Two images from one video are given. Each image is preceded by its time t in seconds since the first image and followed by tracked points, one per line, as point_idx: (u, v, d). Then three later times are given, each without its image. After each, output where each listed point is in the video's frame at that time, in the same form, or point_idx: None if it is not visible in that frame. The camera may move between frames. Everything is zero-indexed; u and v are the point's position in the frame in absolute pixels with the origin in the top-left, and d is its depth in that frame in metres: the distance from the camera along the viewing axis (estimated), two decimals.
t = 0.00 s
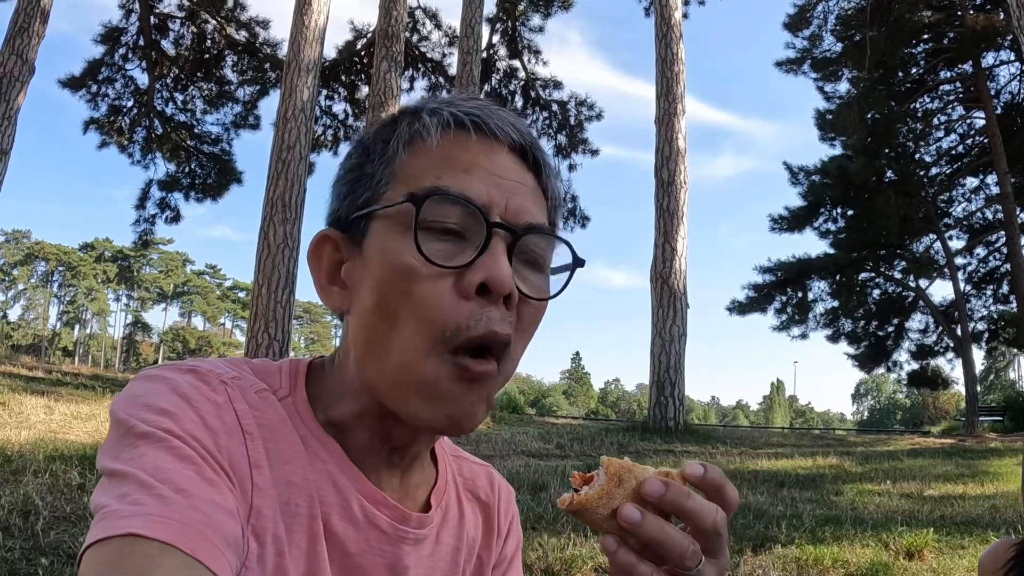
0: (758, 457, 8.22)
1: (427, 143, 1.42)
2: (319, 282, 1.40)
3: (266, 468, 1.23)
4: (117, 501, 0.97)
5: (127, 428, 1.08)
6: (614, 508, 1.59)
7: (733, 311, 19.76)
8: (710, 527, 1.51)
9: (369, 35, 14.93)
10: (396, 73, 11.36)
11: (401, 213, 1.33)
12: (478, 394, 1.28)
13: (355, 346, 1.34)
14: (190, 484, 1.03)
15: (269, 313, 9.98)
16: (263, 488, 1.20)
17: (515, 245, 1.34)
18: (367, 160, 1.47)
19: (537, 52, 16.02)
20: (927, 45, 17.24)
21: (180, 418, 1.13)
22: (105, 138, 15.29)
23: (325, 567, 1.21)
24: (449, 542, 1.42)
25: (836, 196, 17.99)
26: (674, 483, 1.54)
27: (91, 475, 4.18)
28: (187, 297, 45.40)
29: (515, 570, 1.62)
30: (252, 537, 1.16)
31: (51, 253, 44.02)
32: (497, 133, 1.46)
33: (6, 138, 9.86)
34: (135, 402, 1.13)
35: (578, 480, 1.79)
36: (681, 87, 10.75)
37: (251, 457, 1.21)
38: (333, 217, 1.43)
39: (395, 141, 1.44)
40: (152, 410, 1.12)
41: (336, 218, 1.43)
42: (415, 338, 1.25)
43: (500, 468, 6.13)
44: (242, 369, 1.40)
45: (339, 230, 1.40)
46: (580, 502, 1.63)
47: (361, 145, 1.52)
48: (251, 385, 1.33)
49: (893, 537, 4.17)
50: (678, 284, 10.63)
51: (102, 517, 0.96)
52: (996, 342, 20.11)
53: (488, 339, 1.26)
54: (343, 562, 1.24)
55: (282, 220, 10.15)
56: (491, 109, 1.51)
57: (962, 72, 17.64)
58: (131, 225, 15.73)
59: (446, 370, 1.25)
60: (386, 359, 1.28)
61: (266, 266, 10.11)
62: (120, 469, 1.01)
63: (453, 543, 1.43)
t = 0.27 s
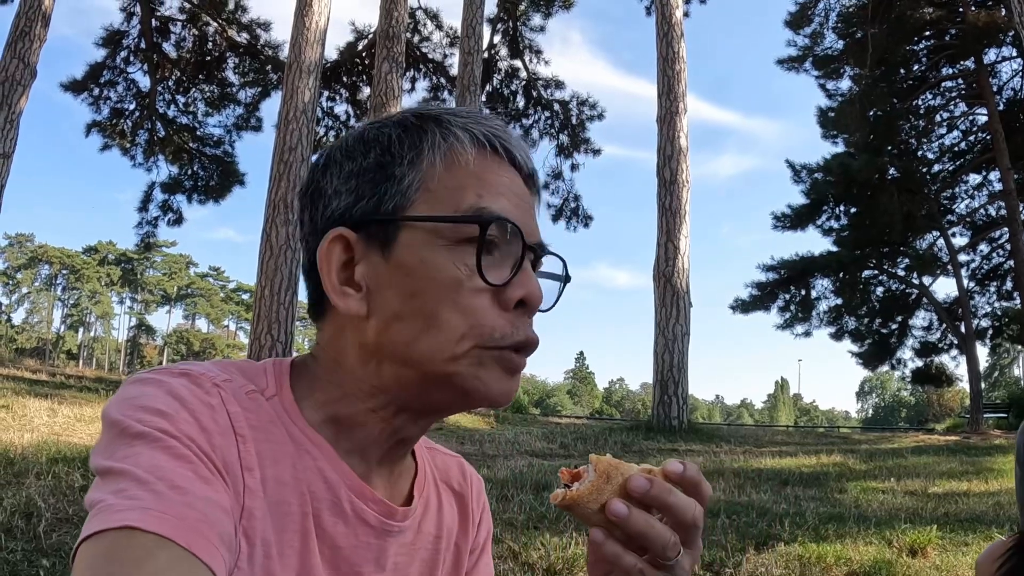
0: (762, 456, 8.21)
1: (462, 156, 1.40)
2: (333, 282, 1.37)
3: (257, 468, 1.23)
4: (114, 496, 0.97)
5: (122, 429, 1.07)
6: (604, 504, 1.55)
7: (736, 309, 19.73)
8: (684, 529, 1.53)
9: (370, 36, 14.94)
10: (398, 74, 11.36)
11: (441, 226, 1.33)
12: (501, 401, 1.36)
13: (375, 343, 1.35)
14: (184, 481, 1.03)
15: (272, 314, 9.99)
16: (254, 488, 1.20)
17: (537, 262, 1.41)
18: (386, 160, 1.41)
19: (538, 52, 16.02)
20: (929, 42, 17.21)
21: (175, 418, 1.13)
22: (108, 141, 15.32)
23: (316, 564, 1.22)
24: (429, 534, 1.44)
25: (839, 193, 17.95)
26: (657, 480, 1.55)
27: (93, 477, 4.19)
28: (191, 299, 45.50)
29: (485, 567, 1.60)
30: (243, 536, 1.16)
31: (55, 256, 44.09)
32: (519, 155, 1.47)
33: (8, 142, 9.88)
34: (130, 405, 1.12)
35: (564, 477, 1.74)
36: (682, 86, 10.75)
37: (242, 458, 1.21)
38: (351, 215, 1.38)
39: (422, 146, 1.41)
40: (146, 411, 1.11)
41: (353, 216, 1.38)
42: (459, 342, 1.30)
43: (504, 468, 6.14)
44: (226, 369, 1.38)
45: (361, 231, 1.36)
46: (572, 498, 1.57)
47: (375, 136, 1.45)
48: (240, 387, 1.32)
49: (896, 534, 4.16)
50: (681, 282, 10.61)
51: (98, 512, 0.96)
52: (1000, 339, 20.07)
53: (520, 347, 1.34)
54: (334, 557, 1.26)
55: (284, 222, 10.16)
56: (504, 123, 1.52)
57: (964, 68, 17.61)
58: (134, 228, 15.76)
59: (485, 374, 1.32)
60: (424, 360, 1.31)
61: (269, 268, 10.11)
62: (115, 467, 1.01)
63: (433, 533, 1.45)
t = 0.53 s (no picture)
0: (766, 453, 8.20)
1: (466, 176, 1.46)
2: (342, 284, 1.35)
3: (250, 468, 1.22)
4: (116, 499, 0.97)
5: (121, 433, 1.07)
6: (589, 501, 1.55)
7: (740, 306, 19.69)
8: (660, 525, 1.54)
9: (371, 35, 14.95)
10: (399, 73, 11.36)
11: (451, 235, 1.39)
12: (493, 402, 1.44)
13: (381, 344, 1.37)
14: (186, 484, 1.04)
15: (275, 314, 10.00)
16: (248, 489, 1.20)
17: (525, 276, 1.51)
18: (394, 169, 1.43)
19: (540, 50, 16.01)
20: (931, 36, 17.16)
21: (173, 422, 1.13)
22: (110, 142, 15.35)
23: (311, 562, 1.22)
24: (414, 530, 1.44)
25: (842, 189, 17.91)
26: (638, 479, 1.56)
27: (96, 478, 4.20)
28: (195, 300, 45.60)
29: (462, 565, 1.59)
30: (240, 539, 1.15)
31: (59, 258, 44.19)
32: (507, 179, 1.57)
33: (11, 144, 9.89)
34: (126, 410, 1.12)
35: (552, 475, 1.74)
36: (684, 83, 10.73)
37: (236, 462, 1.20)
38: (361, 221, 1.38)
39: (431, 161, 1.44)
40: (143, 414, 1.11)
41: (364, 222, 1.38)
42: (465, 344, 1.36)
43: (508, 466, 6.15)
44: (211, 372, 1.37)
45: (374, 237, 1.37)
46: (558, 494, 1.57)
47: (381, 148, 1.45)
48: (230, 390, 1.31)
49: (900, 531, 4.15)
50: (685, 280, 10.61)
51: (100, 513, 0.96)
52: (1004, 334, 20.01)
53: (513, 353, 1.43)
54: (329, 552, 1.26)
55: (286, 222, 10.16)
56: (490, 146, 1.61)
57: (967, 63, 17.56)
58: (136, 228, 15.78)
59: (486, 375, 1.39)
60: (431, 363, 1.36)
61: (271, 268, 10.11)
62: (114, 470, 1.01)
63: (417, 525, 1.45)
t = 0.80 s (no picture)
0: (771, 452, 8.18)
1: (448, 200, 1.50)
2: (332, 292, 1.34)
3: (231, 477, 1.22)
4: (100, 508, 0.97)
5: (105, 442, 1.07)
6: (550, 506, 1.54)
7: (744, 305, 19.65)
8: (619, 531, 1.55)
9: (373, 36, 14.96)
10: (401, 74, 11.36)
11: (437, 252, 1.41)
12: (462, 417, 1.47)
13: (367, 355, 1.36)
14: (170, 495, 1.04)
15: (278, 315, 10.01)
16: (229, 500, 1.19)
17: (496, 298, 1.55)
18: (383, 184, 1.43)
19: (542, 50, 16.02)
20: (934, 33, 17.10)
21: (157, 431, 1.13)
22: (113, 145, 15.39)
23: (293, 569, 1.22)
24: (385, 537, 1.43)
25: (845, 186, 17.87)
26: (598, 485, 1.56)
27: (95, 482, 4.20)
28: (199, 301, 45.71)
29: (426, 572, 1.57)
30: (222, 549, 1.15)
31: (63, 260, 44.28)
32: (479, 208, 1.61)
33: (13, 147, 9.91)
34: (110, 419, 1.12)
35: (511, 482, 1.72)
36: (685, 82, 10.72)
37: (216, 472, 1.20)
38: (351, 234, 1.37)
39: (418, 183, 1.46)
40: (127, 424, 1.11)
41: (355, 235, 1.37)
42: (448, 356, 1.38)
43: (511, 467, 6.15)
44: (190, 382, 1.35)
45: (365, 249, 1.37)
46: (520, 501, 1.56)
47: (371, 167, 1.46)
48: (211, 399, 1.30)
49: (904, 532, 4.14)
50: (688, 279, 10.60)
51: (85, 523, 0.96)
52: (1009, 331, 19.95)
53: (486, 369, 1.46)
54: (310, 559, 1.25)
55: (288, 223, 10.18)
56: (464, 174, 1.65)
57: (970, 59, 17.51)
58: (139, 231, 15.82)
59: (463, 388, 1.42)
60: (414, 376, 1.37)
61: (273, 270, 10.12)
62: (97, 479, 1.01)
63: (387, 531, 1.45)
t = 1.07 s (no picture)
0: (776, 452, 8.16)
1: (434, 217, 1.48)
2: (316, 312, 1.34)
3: (227, 495, 1.21)
4: (95, 524, 0.97)
5: (101, 457, 1.07)
6: (534, 535, 1.53)
7: (747, 304, 19.61)
8: (604, 559, 1.53)
9: (374, 37, 14.97)
10: (402, 75, 11.36)
11: (421, 268, 1.40)
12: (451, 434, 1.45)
13: (354, 371, 1.36)
14: (165, 513, 1.04)
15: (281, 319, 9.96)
16: (223, 517, 1.18)
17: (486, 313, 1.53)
18: (367, 202, 1.43)
19: (543, 50, 16.02)
20: (935, 30, 16.99)
21: (154, 446, 1.13)
22: (114, 149, 15.42)
23: None
24: (378, 553, 1.42)
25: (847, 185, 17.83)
26: (584, 513, 1.56)
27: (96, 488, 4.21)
28: (202, 304, 45.75)
29: None
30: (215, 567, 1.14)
31: (66, 264, 44.35)
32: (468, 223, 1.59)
33: (14, 152, 9.92)
34: (109, 433, 1.12)
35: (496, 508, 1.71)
36: (687, 81, 10.70)
37: (212, 490, 1.20)
38: (335, 252, 1.36)
39: (402, 200, 1.45)
40: (125, 438, 1.11)
41: (338, 254, 1.37)
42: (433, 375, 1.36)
43: (515, 469, 6.14)
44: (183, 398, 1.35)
45: (347, 268, 1.36)
46: (503, 529, 1.54)
47: (355, 186, 1.45)
48: (205, 415, 1.29)
49: (911, 534, 4.12)
50: (691, 279, 10.58)
51: (80, 537, 0.96)
52: (1013, 328, 19.89)
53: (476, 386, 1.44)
54: None
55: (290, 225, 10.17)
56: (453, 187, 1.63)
57: (971, 56, 17.47)
58: (141, 234, 15.84)
59: (451, 406, 1.40)
60: (403, 393, 1.35)
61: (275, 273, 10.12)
62: (93, 494, 1.01)
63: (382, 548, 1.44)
